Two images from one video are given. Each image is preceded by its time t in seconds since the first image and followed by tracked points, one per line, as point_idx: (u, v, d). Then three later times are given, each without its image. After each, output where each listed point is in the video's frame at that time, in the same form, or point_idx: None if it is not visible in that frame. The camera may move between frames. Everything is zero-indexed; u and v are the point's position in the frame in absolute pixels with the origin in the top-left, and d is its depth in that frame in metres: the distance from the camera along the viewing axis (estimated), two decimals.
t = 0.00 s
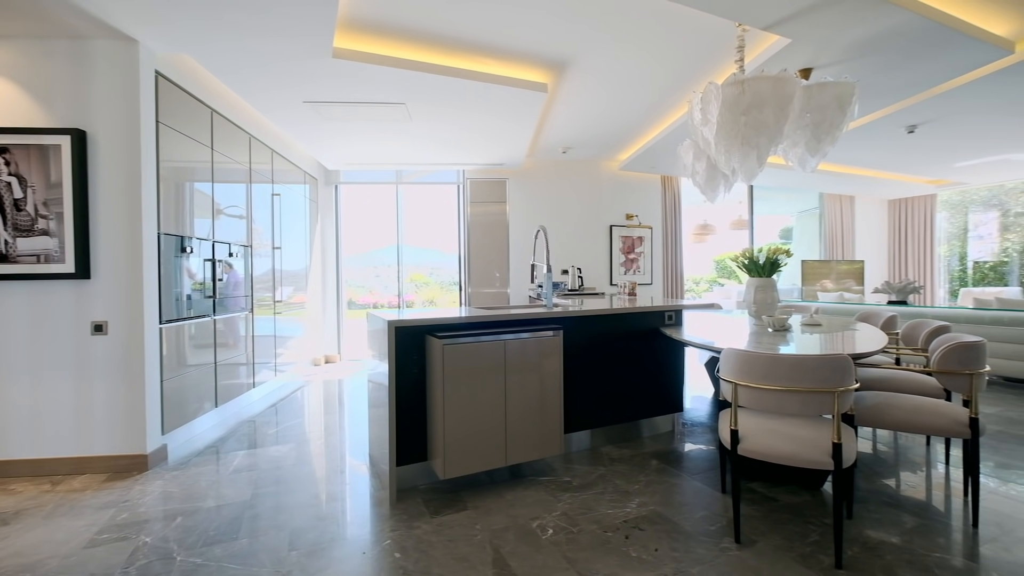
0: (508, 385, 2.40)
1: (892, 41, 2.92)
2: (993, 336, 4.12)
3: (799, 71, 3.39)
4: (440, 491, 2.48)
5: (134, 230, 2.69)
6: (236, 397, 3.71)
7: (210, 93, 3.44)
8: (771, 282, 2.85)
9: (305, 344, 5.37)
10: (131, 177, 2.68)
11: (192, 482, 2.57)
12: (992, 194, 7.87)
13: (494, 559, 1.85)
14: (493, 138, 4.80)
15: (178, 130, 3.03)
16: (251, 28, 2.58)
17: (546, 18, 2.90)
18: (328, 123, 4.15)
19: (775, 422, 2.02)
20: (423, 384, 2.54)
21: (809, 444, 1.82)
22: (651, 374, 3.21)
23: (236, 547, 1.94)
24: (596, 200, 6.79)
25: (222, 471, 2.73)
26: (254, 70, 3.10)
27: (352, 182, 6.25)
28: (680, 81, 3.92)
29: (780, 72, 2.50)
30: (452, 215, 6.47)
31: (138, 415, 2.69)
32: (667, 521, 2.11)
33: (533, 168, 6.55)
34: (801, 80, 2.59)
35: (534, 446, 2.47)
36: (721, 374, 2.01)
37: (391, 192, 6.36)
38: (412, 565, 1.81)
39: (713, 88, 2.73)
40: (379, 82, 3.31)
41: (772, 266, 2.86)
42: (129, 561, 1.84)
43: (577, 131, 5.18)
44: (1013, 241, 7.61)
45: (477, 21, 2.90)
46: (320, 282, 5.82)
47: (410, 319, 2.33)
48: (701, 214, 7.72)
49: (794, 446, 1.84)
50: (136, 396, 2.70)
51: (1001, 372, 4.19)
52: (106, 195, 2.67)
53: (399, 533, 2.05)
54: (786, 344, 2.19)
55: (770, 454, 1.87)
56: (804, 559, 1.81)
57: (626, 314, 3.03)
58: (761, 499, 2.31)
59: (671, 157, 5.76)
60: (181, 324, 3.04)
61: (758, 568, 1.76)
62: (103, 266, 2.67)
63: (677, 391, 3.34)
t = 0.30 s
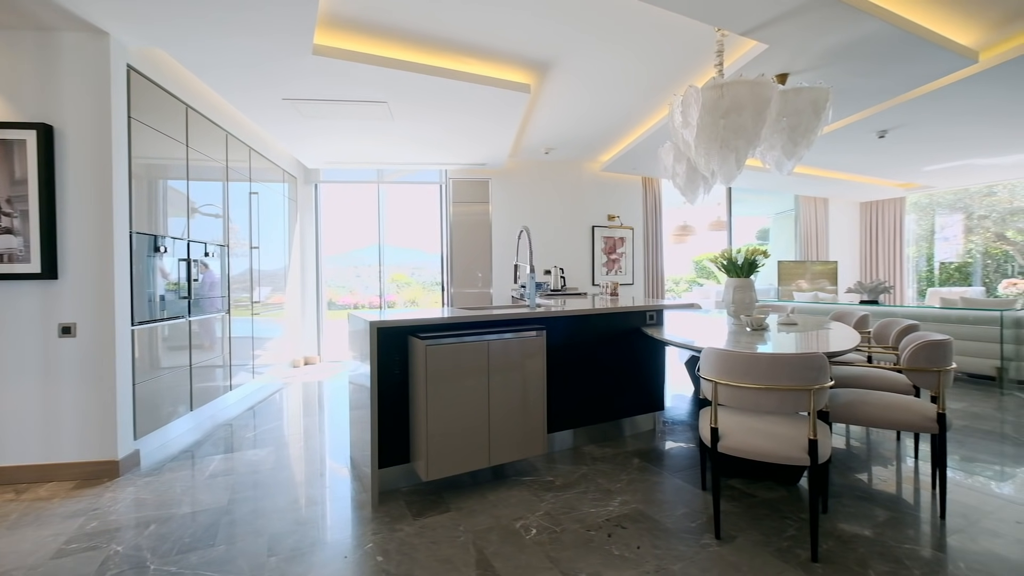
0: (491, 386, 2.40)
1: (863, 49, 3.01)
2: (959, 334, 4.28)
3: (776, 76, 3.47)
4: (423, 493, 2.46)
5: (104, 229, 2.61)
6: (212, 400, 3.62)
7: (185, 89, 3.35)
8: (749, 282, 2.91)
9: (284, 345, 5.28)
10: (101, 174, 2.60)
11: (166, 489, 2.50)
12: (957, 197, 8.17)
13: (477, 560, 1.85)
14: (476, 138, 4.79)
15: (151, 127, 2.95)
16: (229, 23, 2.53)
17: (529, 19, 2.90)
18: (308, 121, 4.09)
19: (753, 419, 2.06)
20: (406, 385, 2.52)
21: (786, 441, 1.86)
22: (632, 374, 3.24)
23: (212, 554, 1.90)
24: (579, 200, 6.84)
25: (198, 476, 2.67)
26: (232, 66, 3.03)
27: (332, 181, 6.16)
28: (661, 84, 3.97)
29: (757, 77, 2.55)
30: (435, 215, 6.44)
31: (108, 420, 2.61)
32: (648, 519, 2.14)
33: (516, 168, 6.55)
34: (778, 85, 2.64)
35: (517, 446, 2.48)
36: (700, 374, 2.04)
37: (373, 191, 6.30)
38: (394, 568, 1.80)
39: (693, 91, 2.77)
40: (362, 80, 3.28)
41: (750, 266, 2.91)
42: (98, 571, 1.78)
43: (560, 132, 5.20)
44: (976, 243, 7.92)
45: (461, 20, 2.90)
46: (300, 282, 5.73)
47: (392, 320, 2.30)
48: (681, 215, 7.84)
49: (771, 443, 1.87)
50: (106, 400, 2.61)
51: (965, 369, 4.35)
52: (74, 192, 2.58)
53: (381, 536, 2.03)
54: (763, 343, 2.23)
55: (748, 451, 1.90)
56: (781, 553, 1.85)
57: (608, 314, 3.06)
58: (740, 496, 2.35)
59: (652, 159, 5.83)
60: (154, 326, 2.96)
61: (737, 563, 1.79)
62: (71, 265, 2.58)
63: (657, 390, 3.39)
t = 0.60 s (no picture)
0: (477, 386, 2.39)
1: (839, 55, 3.09)
2: (930, 332, 4.43)
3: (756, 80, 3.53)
4: (408, 495, 2.44)
5: (76, 229, 2.52)
6: (189, 403, 3.53)
7: (162, 84, 3.26)
8: (730, 282, 2.96)
9: (265, 347, 5.18)
10: (72, 171, 2.52)
11: (141, 495, 2.43)
12: (929, 200, 8.44)
13: (463, 561, 1.84)
14: (461, 138, 4.78)
15: (125, 123, 2.86)
16: (207, 17, 2.47)
17: (514, 19, 2.90)
18: (290, 119, 4.02)
19: (735, 417, 2.09)
20: (390, 386, 2.50)
21: (767, 438, 1.90)
22: (616, 373, 3.27)
23: (190, 561, 1.85)
24: (564, 201, 6.87)
25: (175, 482, 2.60)
26: (211, 62, 2.97)
27: (314, 179, 6.07)
28: (645, 86, 4.01)
29: (739, 80, 2.59)
30: (420, 215, 6.40)
31: (80, 425, 2.52)
32: (633, 516, 2.15)
33: (501, 168, 6.55)
34: (759, 89, 2.69)
35: (503, 446, 2.47)
36: (684, 373, 2.07)
37: (356, 190, 6.22)
38: (379, 571, 1.78)
39: (676, 94, 2.80)
40: (345, 78, 3.24)
41: (732, 266, 2.96)
42: None
43: (546, 133, 5.22)
44: (946, 244, 8.18)
45: (445, 19, 2.88)
46: (281, 282, 5.63)
47: (376, 320, 2.28)
48: (664, 216, 7.95)
49: (752, 441, 1.91)
50: (78, 404, 2.53)
51: (936, 366, 4.50)
52: (41, 191, 2.49)
53: (365, 539, 2.01)
54: (745, 342, 2.27)
55: (729, 448, 1.93)
56: (762, 548, 1.89)
57: (593, 314, 3.07)
58: (722, 492, 2.39)
59: (636, 160, 5.89)
60: (129, 328, 2.87)
61: (719, 558, 1.82)
62: (39, 265, 2.49)
63: (641, 389, 3.42)
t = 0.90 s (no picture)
0: (460, 387, 2.38)
1: (814, 62, 3.18)
2: (899, 330, 4.59)
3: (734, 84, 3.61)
4: (390, 498, 2.41)
5: (40, 227, 2.42)
6: (162, 407, 3.42)
7: (132, 78, 3.15)
8: (710, 282, 3.01)
9: (242, 349, 5.06)
10: (35, 167, 2.41)
11: (110, 504, 2.34)
12: (897, 203, 8.77)
13: (447, 563, 1.82)
14: (444, 137, 4.75)
15: (93, 117, 2.75)
16: (180, 9, 2.40)
17: (497, 18, 2.90)
18: (268, 116, 3.94)
19: (715, 415, 2.12)
20: (373, 388, 2.46)
21: (746, 434, 1.93)
22: (598, 372, 3.29)
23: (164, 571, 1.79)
24: (547, 201, 6.90)
25: (147, 489, 2.51)
26: (184, 55, 2.88)
27: (292, 178, 5.93)
28: (627, 88, 4.05)
29: (718, 84, 2.64)
30: (402, 214, 6.34)
31: (45, 432, 2.42)
32: (616, 514, 2.17)
33: (483, 168, 6.53)
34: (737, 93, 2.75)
35: (486, 447, 2.46)
36: (665, 372, 2.09)
37: (336, 189, 6.12)
38: None
39: (657, 96, 2.84)
40: (324, 75, 3.18)
41: (711, 267, 3.01)
42: None
43: (529, 133, 5.23)
44: (913, 245, 8.53)
45: (427, 17, 2.86)
46: (258, 282, 5.50)
47: (358, 321, 2.25)
48: (646, 217, 8.07)
49: (732, 438, 1.94)
50: (42, 411, 2.42)
51: (904, 363, 4.67)
52: (3, 188, 2.38)
53: (347, 543, 1.97)
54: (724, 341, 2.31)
55: (710, 445, 1.96)
56: (742, 542, 1.92)
57: (576, 314, 3.09)
58: (703, 488, 2.43)
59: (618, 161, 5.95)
60: (97, 331, 2.76)
61: (701, 554, 1.84)
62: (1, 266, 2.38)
63: (623, 388, 3.45)
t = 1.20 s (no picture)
0: (445, 387, 2.36)
1: (791, 67, 3.25)
2: (873, 329, 4.73)
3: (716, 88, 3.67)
4: (374, 500, 2.38)
5: (5, 226, 2.32)
6: (136, 412, 3.32)
7: (105, 72, 3.06)
8: (692, 282, 3.06)
9: (220, 351, 4.94)
10: None
11: (81, 512, 2.26)
12: (871, 205, 9.02)
13: (432, 565, 1.81)
14: (428, 137, 4.72)
15: (63, 111, 2.66)
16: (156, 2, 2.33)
17: (482, 18, 2.89)
18: (248, 113, 3.86)
19: (697, 413, 2.15)
20: (356, 389, 2.43)
21: (728, 432, 1.97)
22: (583, 371, 3.31)
23: None
24: (531, 202, 6.92)
25: (120, 496, 2.43)
26: (161, 50, 2.81)
27: (272, 176, 5.82)
28: (611, 90, 4.08)
29: (700, 88, 2.68)
30: (385, 214, 6.28)
31: (10, 439, 2.32)
32: (601, 513, 2.18)
33: (468, 168, 6.50)
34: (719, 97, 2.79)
35: (472, 447, 2.46)
36: (649, 371, 2.12)
37: (318, 188, 6.03)
38: None
39: (640, 98, 2.87)
40: (307, 72, 3.14)
41: (693, 267, 3.05)
42: None
43: (513, 133, 5.23)
44: (885, 247, 8.81)
45: (411, 15, 2.84)
46: (237, 283, 5.38)
47: (341, 322, 2.22)
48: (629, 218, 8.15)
49: (714, 435, 1.97)
50: (7, 417, 2.32)
51: (878, 361, 4.80)
52: None
53: (330, 547, 1.94)
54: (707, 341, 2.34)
55: (693, 443, 1.98)
56: (724, 538, 1.95)
57: (561, 314, 3.10)
58: (686, 486, 2.46)
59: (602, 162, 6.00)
60: (67, 333, 2.67)
61: (684, 550, 1.87)
62: None
63: (607, 388, 3.48)
